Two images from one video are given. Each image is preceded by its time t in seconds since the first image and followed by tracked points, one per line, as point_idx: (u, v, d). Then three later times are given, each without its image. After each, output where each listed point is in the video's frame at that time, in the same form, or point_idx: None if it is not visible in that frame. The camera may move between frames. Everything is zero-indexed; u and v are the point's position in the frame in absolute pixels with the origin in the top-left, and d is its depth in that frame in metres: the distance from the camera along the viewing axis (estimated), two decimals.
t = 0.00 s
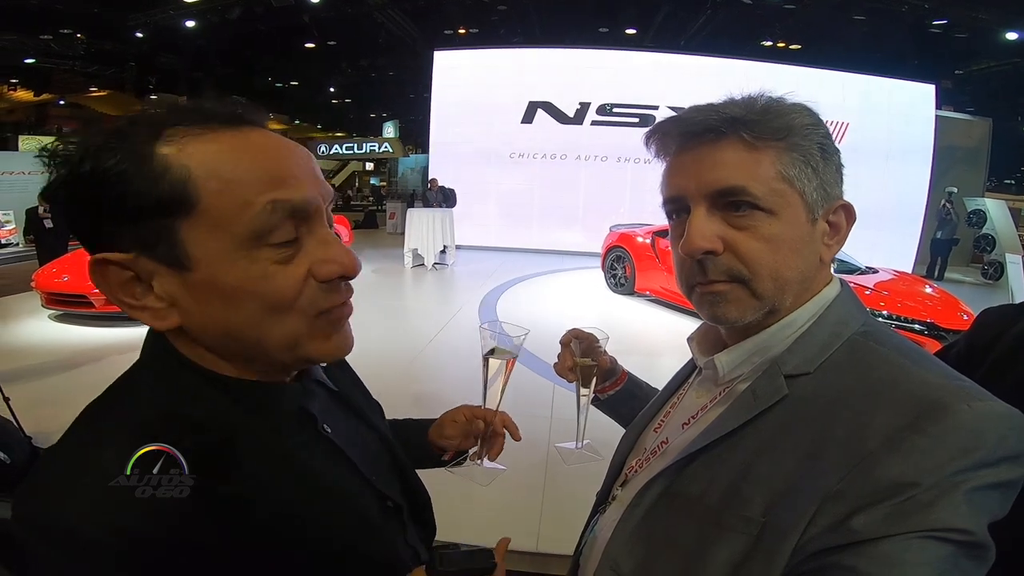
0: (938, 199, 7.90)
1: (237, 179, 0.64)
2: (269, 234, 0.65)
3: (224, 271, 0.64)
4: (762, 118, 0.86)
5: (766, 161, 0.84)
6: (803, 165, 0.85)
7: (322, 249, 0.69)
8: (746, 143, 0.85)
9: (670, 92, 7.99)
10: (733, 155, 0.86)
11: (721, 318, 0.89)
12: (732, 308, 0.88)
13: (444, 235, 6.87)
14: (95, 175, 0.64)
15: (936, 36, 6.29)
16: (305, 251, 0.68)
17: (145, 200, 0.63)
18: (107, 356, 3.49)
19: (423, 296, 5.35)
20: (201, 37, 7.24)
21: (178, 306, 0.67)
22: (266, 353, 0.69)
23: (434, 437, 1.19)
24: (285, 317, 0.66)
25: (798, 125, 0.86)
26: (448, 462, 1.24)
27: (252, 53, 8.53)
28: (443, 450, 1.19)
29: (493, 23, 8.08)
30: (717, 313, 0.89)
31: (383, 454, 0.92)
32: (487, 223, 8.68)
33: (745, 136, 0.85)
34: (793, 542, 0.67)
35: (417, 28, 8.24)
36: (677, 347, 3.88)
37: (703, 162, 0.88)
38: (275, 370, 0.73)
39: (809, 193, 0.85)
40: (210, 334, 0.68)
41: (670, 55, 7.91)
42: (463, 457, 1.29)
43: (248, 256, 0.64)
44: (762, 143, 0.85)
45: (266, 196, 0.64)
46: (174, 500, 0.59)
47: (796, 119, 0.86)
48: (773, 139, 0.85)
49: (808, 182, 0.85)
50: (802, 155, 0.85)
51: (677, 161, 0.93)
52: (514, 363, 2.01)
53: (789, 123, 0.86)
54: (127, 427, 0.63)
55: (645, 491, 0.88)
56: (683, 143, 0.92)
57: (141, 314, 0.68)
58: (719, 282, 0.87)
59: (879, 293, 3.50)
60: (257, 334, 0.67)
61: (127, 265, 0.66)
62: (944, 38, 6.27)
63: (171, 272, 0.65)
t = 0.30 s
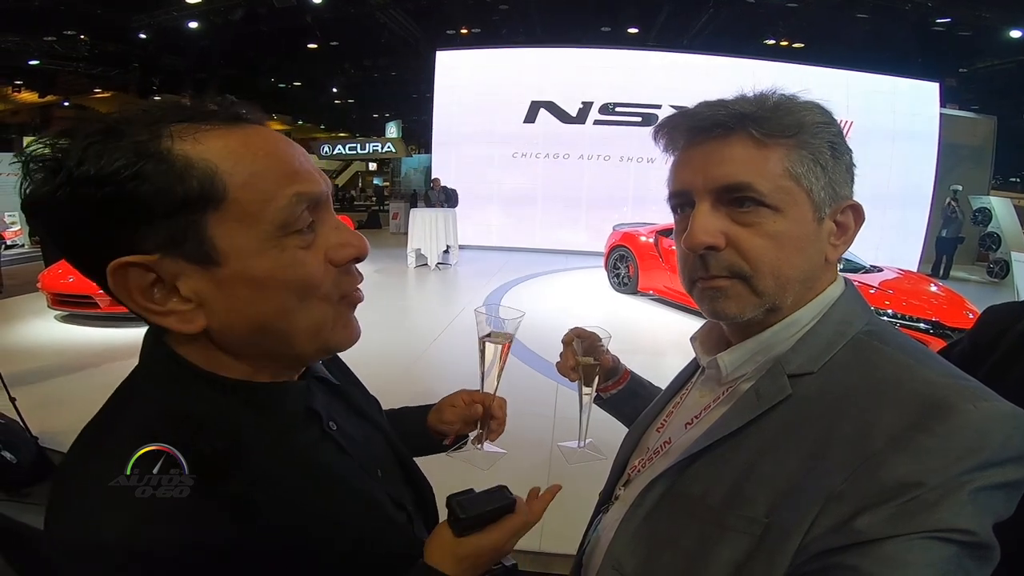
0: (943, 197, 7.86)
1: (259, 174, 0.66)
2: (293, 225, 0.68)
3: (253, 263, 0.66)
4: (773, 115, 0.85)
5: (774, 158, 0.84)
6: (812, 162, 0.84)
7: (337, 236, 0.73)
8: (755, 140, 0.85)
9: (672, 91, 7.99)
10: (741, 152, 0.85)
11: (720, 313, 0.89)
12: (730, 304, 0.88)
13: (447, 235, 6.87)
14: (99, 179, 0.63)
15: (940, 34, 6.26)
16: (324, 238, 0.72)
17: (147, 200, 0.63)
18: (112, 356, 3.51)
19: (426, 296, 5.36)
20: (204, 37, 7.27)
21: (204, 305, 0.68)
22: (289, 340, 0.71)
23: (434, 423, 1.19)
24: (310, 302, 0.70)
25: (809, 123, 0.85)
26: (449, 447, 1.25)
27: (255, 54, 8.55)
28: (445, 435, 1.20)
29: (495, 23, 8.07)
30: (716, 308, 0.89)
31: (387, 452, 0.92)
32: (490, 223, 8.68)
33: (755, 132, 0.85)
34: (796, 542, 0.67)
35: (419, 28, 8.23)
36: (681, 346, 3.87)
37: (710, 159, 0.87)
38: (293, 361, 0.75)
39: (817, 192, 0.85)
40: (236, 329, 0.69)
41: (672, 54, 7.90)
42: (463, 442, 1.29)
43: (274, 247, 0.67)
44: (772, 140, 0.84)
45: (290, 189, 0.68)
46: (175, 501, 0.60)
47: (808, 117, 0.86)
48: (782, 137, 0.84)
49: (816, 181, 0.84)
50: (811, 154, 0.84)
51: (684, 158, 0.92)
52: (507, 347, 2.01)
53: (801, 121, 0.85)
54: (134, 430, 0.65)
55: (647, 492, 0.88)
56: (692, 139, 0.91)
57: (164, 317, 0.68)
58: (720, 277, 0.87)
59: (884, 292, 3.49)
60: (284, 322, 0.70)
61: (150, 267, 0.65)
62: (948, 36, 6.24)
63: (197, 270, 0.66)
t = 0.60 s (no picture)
0: (945, 196, 7.85)
1: (265, 184, 0.66)
2: (299, 236, 0.68)
3: (259, 274, 0.66)
4: (771, 114, 0.85)
5: (771, 157, 0.83)
6: (810, 162, 0.84)
7: (343, 245, 0.73)
8: (750, 139, 0.85)
9: (672, 91, 7.99)
10: (737, 151, 0.85)
11: (714, 312, 0.90)
12: (723, 303, 0.88)
13: (448, 235, 6.87)
14: (105, 185, 0.64)
15: (940, 33, 6.25)
16: (329, 248, 0.72)
17: (153, 207, 0.64)
18: (114, 357, 3.53)
19: (427, 296, 5.37)
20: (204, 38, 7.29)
21: (208, 312, 0.68)
22: (293, 349, 0.71)
23: (433, 425, 1.19)
24: (313, 314, 0.70)
25: (809, 122, 0.85)
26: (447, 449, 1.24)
27: (256, 54, 8.56)
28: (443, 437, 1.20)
29: (495, 23, 8.07)
30: (709, 307, 0.90)
31: (391, 453, 0.92)
32: (491, 223, 8.69)
33: (750, 131, 0.85)
34: (797, 544, 0.67)
35: (419, 28, 8.24)
36: (682, 346, 3.87)
37: (707, 158, 0.88)
38: (298, 366, 0.76)
39: (815, 193, 0.84)
40: (239, 336, 0.69)
41: (673, 54, 7.91)
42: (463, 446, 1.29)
43: (278, 258, 0.67)
44: (767, 140, 0.84)
45: (295, 200, 0.67)
46: (174, 501, 0.60)
47: (807, 116, 0.85)
48: (780, 136, 0.84)
49: (814, 180, 0.84)
50: (810, 153, 0.84)
51: (683, 157, 0.93)
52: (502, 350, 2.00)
53: (798, 120, 0.84)
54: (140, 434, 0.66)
55: (648, 493, 0.88)
56: (691, 137, 0.92)
57: (169, 323, 0.68)
58: (713, 276, 0.88)
59: (886, 291, 3.49)
60: (288, 333, 0.69)
61: (154, 275, 0.66)
62: (948, 34, 6.23)
63: (200, 279, 0.66)
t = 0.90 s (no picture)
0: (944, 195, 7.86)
1: (230, 187, 0.63)
2: (261, 242, 0.64)
3: (217, 279, 0.64)
4: (772, 111, 0.85)
5: (770, 154, 0.83)
6: (811, 160, 0.83)
7: (320, 253, 0.68)
8: (752, 136, 0.85)
9: (672, 91, 8.00)
10: (736, 147, 0.85)
11: (709, 306, 0.91)
12: (717, 296, 0.89)
13: (448, 235, 6.87)
14: (94, 183, 0.66)
15: (939, 33, 6.26)
16: (304, 256, 0.67)
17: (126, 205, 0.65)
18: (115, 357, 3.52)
19: (427, 295, 5.37)
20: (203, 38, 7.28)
21: (179, 312, 0.68)
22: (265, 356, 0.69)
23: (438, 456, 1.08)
24: (281, 324, 0.66)
25: (811, 120, 0.84)
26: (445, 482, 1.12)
27: (256, 54, 8.56)
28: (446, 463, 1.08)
29: (495, 23, 8.07)
30: (705, 300, 0.91)
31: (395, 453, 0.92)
32: (491, 222, 8.69)
33: (750, 128, 0.85)
34: (798, 543, 0.67)
35: (419, 28, 8.24)
36: (682, 345, 3.86)
37: (706, 153, 0.88)
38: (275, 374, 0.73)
39: (815, 190, 0.84)
40: (211, 338, 0.69)
41: (673, 53, 7.91)
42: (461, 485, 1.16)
43: (239, 264, 0.64)
44: (768, 136, 0.84)
45: (255, 205, 0.63)
46: (174, 501, 0.60)
47: (808, 114, 0.85)
48: (781, 132, 0.84)
49: (813, 178, 0.83)
50: (811, 151, 0.83)
51: (684, 152, 0.94)
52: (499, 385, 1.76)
53: (802, 117, 0.84)
54: (140, 434, 0.66)
55: (650, 492, 0.88)
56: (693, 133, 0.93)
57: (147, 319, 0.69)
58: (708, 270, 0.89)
59: (886, 290, 3.49)
60: (254, 340, 0.67)
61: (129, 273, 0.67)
62: (947, 34, 6.23)
63: (169, 279, 0.66)
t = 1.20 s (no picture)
0: (944, 195, 7.86)
1: (217, 185, 0.63)
2: (242, 242, 0.65)
3: (201, 276, 0.65)
4: (776, 110, 0.85)
5: (773, 153, 0.83)
6: (813, 159, 0.83)
7: (307, 255, 0.67)
8: (755, 134, 0.85)
9: (672, 91, 8.00)
10: (739, 144, 0.85)
11: (709, 303, 0.91)
12: (718, 294, 0.89)
13: (448, 234, 6.87)
14: (102, 181, 0.69)
15: (939, 33, 6.25)
16: (289, 256, 0.67)
17: (123, 199, 0.66)
18: (116, 357, 3.52)
19: (426, 295, 5.36)
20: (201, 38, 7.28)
21: (174, 306, 0.70)
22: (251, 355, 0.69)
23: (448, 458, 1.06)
24: (264, 325, 0.66)
25: (815, 119, 0.84)
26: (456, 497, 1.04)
27: (255, 53, 8.55)
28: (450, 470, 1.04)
29: (494, 22, 8.05)
30: (705, 297, 0.91)
31: (398, 452, 0.92)
32: (491, 222, 8.68)
33: (753, 126, 0.85)
34: (797, 543, 0.67)
35: (418, 28, 8.22)
36: (682, 346, 3.86)
37: (709, 150, 0.88)
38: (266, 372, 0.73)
39: (816, 188, 0.84)
40: (203, 334, 0.70)
41: (674, 53, 7.91)
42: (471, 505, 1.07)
43: (221, 263, 0.64)
44: (771, 134, 0.84)
45: (238, 205, 0.63)
46: (173, 501, 0.60)
47: (811, 114, 0.85)
48: (784, 131, 0.84)
49: (815, 176, 0.84)
50: (814, 151, 0.83)
51: (687, 150, 0.94)
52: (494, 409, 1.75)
53: (806, 117, 0.84)
54: (140, 433, 0.66)
55: (650, 492, 0.88)
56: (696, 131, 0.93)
57: (149, 309, 0.72)
58: (709, 267, 0.89)
59: (886, 290, 3.49)
60: (237, 338, 0.67)
61: (132, 265, 0.69)
62: (947, 35, 6.24)
63: (163, 273, 0.68)
